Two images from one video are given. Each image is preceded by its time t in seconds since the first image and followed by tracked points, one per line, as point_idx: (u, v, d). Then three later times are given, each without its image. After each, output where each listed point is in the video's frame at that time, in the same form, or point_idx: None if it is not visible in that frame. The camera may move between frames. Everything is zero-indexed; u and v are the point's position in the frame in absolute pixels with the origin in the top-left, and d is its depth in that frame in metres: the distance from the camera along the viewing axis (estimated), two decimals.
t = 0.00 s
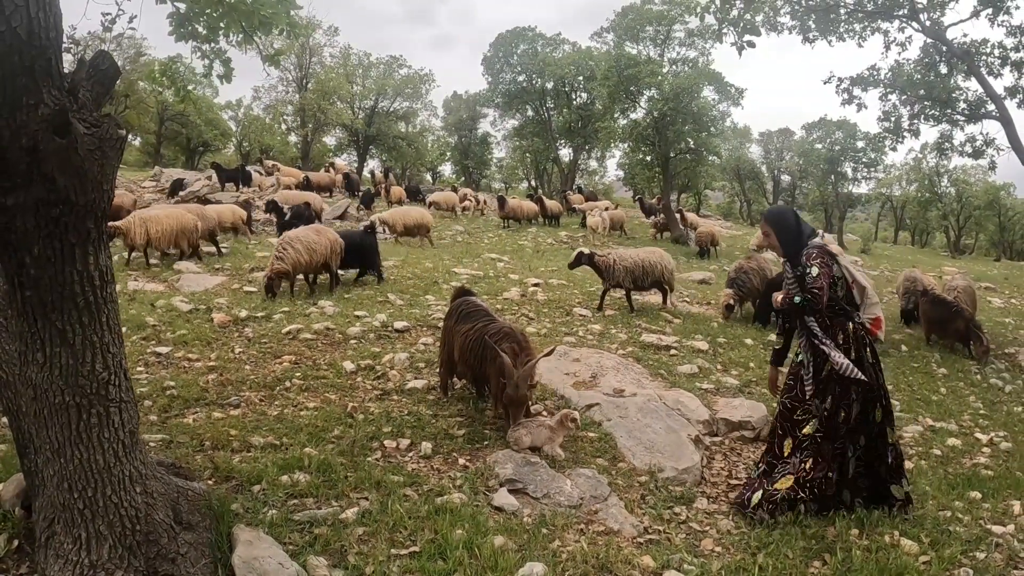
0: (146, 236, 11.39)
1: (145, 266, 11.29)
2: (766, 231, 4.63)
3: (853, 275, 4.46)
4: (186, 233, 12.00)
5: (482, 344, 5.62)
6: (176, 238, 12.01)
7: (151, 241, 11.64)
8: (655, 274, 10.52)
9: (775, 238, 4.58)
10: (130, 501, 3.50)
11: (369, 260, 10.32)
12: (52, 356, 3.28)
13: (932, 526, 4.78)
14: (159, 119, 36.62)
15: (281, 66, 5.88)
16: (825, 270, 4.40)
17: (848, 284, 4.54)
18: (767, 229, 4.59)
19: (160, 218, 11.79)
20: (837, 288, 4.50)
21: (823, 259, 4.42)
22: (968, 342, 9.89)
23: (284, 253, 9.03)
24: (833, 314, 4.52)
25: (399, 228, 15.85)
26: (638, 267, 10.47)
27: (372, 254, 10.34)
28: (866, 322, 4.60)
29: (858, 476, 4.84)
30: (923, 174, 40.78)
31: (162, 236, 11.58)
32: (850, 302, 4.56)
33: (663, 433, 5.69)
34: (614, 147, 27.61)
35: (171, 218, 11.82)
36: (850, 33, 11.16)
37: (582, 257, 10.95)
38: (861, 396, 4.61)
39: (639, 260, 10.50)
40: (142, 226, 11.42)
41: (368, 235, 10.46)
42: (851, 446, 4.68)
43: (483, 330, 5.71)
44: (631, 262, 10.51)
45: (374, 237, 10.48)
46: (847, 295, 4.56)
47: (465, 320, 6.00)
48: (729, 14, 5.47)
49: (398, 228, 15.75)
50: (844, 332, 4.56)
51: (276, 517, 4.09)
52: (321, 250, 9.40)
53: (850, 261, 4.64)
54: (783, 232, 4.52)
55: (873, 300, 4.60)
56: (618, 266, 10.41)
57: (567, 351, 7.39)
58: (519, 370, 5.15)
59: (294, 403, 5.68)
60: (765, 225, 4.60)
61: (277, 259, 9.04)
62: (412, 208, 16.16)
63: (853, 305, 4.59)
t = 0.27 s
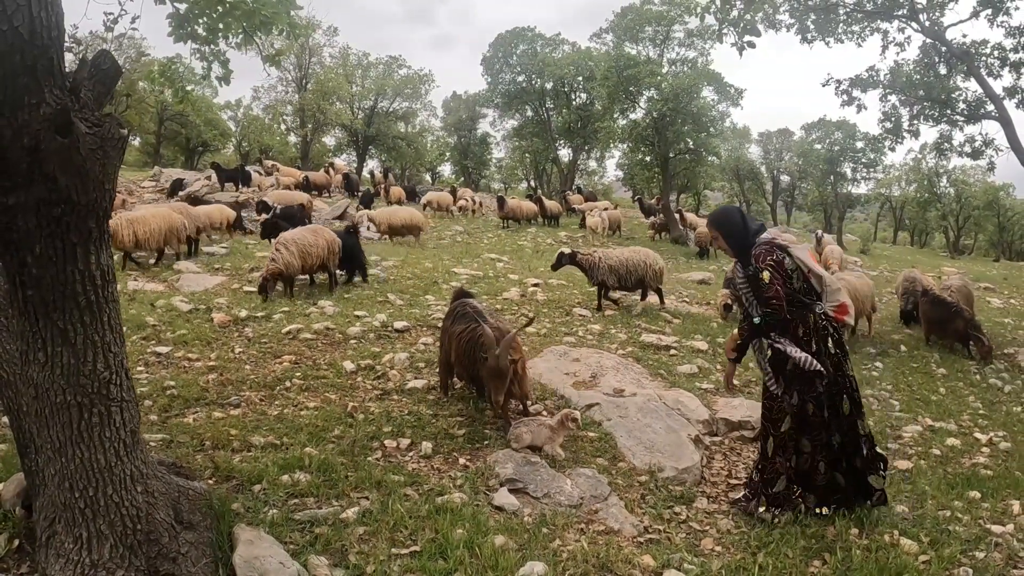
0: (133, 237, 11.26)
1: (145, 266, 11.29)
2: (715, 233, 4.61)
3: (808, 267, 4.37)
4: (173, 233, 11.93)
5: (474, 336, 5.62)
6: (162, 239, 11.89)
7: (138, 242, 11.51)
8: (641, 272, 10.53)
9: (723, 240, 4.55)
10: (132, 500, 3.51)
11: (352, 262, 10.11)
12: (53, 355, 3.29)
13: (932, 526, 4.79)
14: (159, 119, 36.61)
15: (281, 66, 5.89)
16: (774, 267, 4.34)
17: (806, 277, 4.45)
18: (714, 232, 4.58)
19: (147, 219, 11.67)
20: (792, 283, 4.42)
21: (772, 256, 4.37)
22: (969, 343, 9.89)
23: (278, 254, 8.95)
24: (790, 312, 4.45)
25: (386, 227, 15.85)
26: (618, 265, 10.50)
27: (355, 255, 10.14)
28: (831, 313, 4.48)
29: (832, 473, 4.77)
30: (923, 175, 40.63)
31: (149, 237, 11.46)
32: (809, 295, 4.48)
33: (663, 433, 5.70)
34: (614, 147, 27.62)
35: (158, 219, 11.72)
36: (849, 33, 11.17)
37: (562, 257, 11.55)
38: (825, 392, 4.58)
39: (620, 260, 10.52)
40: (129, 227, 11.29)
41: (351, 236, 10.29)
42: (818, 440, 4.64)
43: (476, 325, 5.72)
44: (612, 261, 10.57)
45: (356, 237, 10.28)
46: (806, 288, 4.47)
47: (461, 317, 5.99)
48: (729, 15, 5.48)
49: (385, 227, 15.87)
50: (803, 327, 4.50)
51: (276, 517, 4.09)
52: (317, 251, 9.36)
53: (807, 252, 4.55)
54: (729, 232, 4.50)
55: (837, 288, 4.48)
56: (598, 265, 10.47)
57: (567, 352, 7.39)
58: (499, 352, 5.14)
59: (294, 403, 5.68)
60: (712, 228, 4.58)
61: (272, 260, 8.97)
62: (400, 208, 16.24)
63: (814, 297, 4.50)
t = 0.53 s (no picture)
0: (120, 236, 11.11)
1: (144, 266, 11.30)
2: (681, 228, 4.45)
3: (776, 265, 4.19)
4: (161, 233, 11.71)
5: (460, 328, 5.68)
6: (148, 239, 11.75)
7: (124, 241, 11.35)
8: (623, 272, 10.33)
9: (689, 236, 4.38)
10: (130, 499, 3.52)
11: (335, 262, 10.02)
12: (53, 354, 3.29)
13: (930, 526, 4.80)
14: (158, 119, 36.61)
15: (280, 67, 5.91)
16: (739, 267, 4.15)
17: (775, 277, 4.25)
18: (679, 227, 4.40)
19: (133, 218, 11.53)
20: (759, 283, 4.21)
21: (738, 254, 4.16)
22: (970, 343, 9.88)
23: (276, 255, 8.91)
24: (754, 312, 4.26)
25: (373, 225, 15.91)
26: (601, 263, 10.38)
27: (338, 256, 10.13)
28: (798, 312, 4.29)
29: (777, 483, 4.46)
30: (922, 175, 40.60)
31: (135, 235, 11.31)
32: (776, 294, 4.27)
33: (661, 433, 5.70)
34: (613, 148, 27.65)
35: (144, 217, 11.60)
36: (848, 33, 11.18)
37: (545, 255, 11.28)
38: (778, 393, 4.30)
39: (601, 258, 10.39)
40: (115, 226, 11.14)
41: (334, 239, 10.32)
42: (752, 441, 4.44)
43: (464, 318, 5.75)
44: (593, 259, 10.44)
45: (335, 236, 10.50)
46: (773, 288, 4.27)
47: (453, 314, 6.05)
48: (728, 15, 5.48)
49: (372, 227, 16.01)
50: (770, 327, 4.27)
51: (275, 516, 4.10)
52: (316, 252, 9.33)
53: (779, 249, 4.35)
54: (694, 227, 4.33)
55: (807, 288, 4.28)
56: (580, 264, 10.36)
57: (565, 351, 7.40)
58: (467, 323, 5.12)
59: (293, 402, 5.68)
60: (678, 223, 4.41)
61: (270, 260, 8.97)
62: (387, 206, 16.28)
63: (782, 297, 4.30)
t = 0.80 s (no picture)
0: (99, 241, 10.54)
1: (143, 266, 11.31)
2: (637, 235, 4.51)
3: (727, 274, 4.16)
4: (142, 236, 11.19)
5: (459, 325, 5.74)
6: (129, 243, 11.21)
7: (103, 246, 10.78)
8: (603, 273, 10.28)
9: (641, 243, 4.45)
10: (130, 499, 3.52)
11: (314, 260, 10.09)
12: (52, 354, 3.30)
13: (929, 526, 4.80)
14: (157, 119, 36.60)
15: (279, 67, 5.92)
16: (682, 277, 4.18)
17: (726, 285, 4.22)
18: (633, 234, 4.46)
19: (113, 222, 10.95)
20: (705, 291, 4.24)
21: (684, 262, 4.19)
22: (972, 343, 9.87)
23: (273, 256, 8.86)
24: (700, 321, 4.35)
25: (360, 225, 15.94)
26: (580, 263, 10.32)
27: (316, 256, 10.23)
28: (751, 322, 4.23)
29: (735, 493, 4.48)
30: (921, 175, 40.63)
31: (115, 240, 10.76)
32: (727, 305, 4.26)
33: (660, 433, 5.71)
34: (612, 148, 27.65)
35: (125, 221, 11.03)
36: (847, 34, 11.19)
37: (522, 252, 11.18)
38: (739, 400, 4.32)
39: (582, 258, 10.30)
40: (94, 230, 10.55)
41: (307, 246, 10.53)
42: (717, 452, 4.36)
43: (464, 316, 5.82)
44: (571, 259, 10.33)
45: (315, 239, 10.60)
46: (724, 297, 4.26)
47: (443, 313, 6.08)
48: (726, 16, 5.48)
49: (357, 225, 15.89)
50: (718, 338, 4.28)
51: (274, 515, 4.10)
52: (315, 253, 9.25)
53: (735, 256, 4.28)
54: (645, 235, 4.39)
55: (762, 296, 4.19)
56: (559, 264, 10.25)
57: (564, 351, 7.40)
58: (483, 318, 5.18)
59: (292, 402, 5.68)
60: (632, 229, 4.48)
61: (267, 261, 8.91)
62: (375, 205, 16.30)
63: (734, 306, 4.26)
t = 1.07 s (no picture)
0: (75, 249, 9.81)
1: (143, 266, 11.31)
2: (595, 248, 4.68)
3: (683, 273, 4.17)
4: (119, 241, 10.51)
5: (465, 315, 5.81)
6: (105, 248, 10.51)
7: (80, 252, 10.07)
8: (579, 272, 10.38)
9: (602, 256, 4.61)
10: (129, 499, 3.52)
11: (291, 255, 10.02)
12: (51, 354, 3.30)
13: (928, 527, 4.81)
14: (156, 119, 36.59)
15: (279, 68, 5.92)
16: (637, 285, 4.24)
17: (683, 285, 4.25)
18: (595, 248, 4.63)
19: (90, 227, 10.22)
20: (663, 295, 4.33)
21: (637, 269, 4.30)
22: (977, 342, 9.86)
23: (272, 256, 8.84)
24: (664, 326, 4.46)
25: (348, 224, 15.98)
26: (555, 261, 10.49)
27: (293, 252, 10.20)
28: (715, 316, 4.20)
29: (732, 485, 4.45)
30: (920, 175, 40.63)
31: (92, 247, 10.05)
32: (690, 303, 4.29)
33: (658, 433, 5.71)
34: (612, 148, 27.65)
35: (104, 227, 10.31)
36: (846, 35, 11.18)
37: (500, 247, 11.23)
38: (722, 393, 4.29)
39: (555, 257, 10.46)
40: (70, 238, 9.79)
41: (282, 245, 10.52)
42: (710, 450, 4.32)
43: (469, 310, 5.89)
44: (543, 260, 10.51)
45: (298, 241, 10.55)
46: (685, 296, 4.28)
47: (441, 310, 6.13)
48: (726, 17, 5.47)
49: (343, 224, 15.97)
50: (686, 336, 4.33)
51: (274, 515, 4.11)
52: (313, 252, 9.21)
53: (691, 254, 4.31)
54: (602, 246, 4.60)
55: (723, 288, 4.17)
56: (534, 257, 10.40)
57: (563, 352, 7.40)
58: (501, 303, 5.28)
59: (291, 403, 5.68)
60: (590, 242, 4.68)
61: (265, 262, 8.86)
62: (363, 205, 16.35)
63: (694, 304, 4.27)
